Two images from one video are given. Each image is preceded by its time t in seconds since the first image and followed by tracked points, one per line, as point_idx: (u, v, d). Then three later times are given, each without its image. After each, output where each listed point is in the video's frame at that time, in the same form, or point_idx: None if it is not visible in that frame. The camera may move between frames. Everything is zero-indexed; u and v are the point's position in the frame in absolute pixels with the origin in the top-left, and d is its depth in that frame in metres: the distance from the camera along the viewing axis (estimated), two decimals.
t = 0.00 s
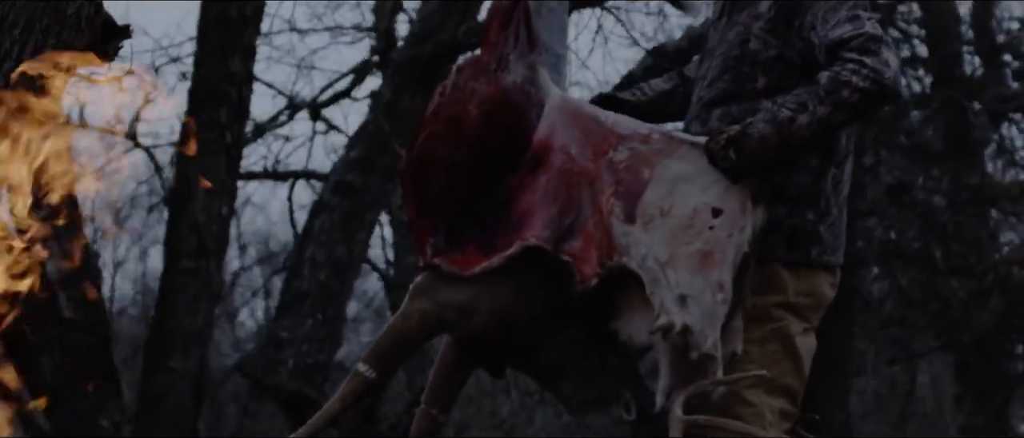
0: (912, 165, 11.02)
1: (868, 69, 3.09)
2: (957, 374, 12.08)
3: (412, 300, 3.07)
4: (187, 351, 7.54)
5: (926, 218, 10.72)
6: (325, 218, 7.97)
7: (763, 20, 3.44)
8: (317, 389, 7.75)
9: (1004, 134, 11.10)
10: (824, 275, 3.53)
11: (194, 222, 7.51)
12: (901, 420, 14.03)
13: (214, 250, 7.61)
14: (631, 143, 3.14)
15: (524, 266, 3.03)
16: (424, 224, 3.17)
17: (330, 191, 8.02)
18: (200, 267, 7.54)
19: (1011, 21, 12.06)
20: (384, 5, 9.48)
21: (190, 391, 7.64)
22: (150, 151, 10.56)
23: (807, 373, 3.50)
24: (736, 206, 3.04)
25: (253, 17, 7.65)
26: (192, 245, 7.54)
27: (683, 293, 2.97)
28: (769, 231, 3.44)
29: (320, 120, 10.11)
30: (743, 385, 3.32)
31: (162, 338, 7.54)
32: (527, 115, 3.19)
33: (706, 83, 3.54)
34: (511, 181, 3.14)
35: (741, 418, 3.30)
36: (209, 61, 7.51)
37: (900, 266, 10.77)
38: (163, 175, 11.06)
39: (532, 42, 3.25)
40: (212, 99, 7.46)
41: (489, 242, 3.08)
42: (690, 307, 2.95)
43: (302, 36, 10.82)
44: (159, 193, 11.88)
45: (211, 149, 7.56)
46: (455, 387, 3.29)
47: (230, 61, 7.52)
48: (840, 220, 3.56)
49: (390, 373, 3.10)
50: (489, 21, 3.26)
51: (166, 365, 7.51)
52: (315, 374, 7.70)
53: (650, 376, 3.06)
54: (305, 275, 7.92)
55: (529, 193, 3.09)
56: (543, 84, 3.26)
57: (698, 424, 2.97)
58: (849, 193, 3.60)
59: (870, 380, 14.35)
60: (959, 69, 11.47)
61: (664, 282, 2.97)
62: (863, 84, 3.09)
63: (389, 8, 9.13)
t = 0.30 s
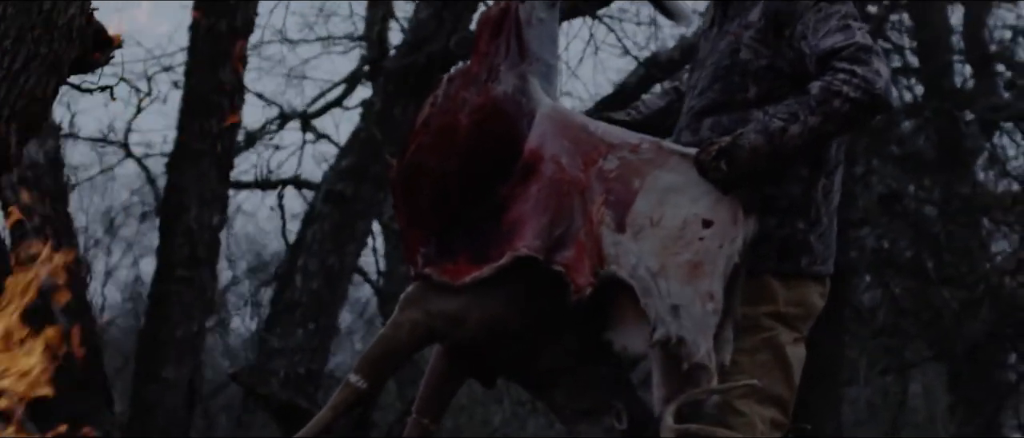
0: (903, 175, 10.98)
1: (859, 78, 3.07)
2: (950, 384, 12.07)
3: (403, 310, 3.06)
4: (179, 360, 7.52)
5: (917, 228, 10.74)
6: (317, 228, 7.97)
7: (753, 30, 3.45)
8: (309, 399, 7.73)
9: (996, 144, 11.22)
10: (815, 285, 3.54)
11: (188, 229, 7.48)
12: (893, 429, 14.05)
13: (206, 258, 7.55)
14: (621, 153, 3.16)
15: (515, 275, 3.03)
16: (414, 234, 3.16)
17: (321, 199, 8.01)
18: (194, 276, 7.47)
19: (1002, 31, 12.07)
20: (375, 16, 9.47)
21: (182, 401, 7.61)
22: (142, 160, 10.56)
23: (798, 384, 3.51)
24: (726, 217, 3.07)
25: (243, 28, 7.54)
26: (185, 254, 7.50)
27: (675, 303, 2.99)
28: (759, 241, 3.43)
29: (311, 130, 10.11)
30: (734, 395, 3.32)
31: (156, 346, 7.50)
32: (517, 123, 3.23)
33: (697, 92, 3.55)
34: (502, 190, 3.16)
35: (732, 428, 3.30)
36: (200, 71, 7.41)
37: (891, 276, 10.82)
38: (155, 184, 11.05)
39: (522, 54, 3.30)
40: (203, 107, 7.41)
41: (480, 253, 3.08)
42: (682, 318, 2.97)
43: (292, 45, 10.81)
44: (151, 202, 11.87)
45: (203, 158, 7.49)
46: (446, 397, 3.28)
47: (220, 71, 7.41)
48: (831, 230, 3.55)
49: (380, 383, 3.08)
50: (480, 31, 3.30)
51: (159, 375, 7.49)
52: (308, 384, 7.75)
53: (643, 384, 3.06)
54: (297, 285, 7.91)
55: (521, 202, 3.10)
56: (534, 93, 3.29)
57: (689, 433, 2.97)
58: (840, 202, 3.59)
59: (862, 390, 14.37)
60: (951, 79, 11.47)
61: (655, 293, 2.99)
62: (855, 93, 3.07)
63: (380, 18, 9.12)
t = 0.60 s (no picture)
0: (898, 185, 10.93)
1: (847, 94, 3.10)
2: (944, 394, 12.06)
3: (396, 320, 3.06)
4: (174, 370, 7.48)
5: (911, 239, 10.60)
6: (310, 238, 7.97)
7: (744, 40, 3.45)
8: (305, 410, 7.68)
9: (991, 155, 10.99)
10: (808, 294, 3.52)
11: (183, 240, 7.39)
12: None
13: (200, 268, 7.48)
14: (612, 168, 3.14)
15: (508, 285, 3.03)
16: (409, 243, 3.19)
17: (316, 209, 8.03)
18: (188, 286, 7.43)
19: (996, 43, 12.10)
20: (371, 26, 9.47)
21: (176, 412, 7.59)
22: (137, 170, 10.56)
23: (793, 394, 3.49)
24: (713, 237, 3.08)
25: (239, 38, 7.54)
26: (179, 262, 7.44)
27: (666, 321, 2.99)
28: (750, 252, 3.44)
29: (306, 139, 10.11)
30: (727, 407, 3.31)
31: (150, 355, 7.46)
32: (512, 134, 3.22)
33: (689, 103, 3.56)
34: (496, 199, 3.17)
35: None
36: (196, 82, 7.40)
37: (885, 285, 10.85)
38: (150, 195, 11.05)
39: (517, 63, 3.29)
40: (199, 117, 7.41)
41: (473, 264, 3.09)
42: (675, 335, 2.98)
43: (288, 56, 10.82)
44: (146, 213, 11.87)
45: (197, 168, 7.43)
46: (440, 405, 3.29)
47: (217, 82, 7.41)
48: (824, 240, 3.55)
49: (372, 392, 3.07)
50: (474, 43, 3.32)
51: (153, 385, 7.45)
52: (302, 393, 7.70)
53: (637, 395, 3.06)
54: (291, 295, 7.91)
55: (514, 212, 3.11)
56: (528, 103, 3.27)
57: None
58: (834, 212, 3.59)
59: (856, 400, 14.39)
60: (944, 89, 11.48)
61: (647, 310, 2.98)
62: (843, 109, 3.09)
63: (375, 29, 9.14)
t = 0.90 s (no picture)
0: (894, 194, 10.92)
1: (828, 116, 3.15)
2: (939, 404, 12.06)
3: (390, 330, 3.11)
4: (169, 379, 7.46)
5: (906, 250, 10.72)
6: (307, 246, 7.97)
7: (733, 52, 3.46)
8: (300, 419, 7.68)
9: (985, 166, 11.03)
10: (800, 306, 3.50)
11: (178, 250, 7.33)
12: None
13: (196, 277, 7.42)
14: (597, 186, 3.21)
15: (500, 298, 3.06)
16: (403, 254, 3.19)
17: (310, 219, 8.02)
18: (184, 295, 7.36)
19: (991, 53, 12.11)
20: (366, 36, 9.45)
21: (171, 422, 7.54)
22: (134, 180, 10.56)
23: (787, 403, 3.49)
24: (694, 265, 3.13)
25: (235, 47, 7.39)
26: (175, 272, 7.36)
27: (650, 344, 3.03)
28: (740, 265, 3.41)
29: (302, 149, 10.11)
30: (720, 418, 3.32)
31: (149, 364, 7.40)
32: (506, 145, 3.19)
33: (682, 114, 3.57)
34: (488, 210, 3.17)
35: None
36: (191, 91, 7.28)
37: (881, 295, 10.85)
38: (147, 204, 11.06)
39: (511, 74, 3.27)
40: (194, 125, 7.29)
41: (467, 275, 3.10)
42: (659, 358, 3.02)
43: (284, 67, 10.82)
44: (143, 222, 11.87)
45: (194, 179, 7.38)
46: (435, 416, 3.32)
47: (212, 90, 7.27)
48: (817, 251, 3.53)
49: (368, 401, 3.15)
50: (469, 52, 3.29)
51: (148, 394, 7.41)
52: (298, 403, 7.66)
53: (631, 405, 3.05)
54: (287, 305, 7.90)
55: (507, 224, 3.12)
56: (522, 113, 3.26)
57: None
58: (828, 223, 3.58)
59: (852, 410, 14.40)
60: (941, 99, 11.47)
61: (632, 333, 3.03)
62: (825, 131, 3.15)
63: (371, 39, 9.15)
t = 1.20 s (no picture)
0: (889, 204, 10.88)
1: (806, 138, 3.09)
2: (936, 412, 12.04)
3: (384, 340, 3.10)
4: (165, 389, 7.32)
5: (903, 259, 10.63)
6: (303, 256, 7.96)
7: (721, 64, 3.43)
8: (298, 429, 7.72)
9: (982, 175, 11.00)
10: (794, 316, 3.47)
11: (174, 260, 7.23)
12: None
13: (192, 287, 7.31)
14: (580, 205, 3.16)
15: (494, 309, 3.06)
16: (398, 264, 3.22)
17: (307, 229, 8.01)
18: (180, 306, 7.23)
19: (987, 61, 12.11)
20: (361, 46, 9.44)
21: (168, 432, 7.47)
22: (130, 190, 10.56)
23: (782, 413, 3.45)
24: (672, 293, 3.08)
25: (231, 56, 7.32)
26: (170, 283, 7.25)
27: (626, 370, 2.98)
28: (733, 274, 3.39)
29: (298, 159, 10.11)
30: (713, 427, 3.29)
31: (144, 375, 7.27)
32: (499, 154, 3.24)
33: (674, 125, 3.54)
34: (482, 219, 3.20)
35: None
36: (188, 100, 7.22)
37: (878, 305, 10.85)
38: (143, 214, 11.05)
39: (504, 84, 3.31)
40: (191, 137, 7.24)
41: (461, 285, 3.12)
42: (635, 384, 2.97)
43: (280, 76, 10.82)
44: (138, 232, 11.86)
45: (189, 188, 7.29)
46: (431, 426, 3.34)
47: (208, 100, 7.22)
48: (810, 263, 3.50)
49: (364, 411, 3.10)
50: (462, 61, 3.34)
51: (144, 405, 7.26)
52: (295, 412, 7.74)
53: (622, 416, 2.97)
54: (282, 314, 7.88)
55: (501, 234, 3.14)
56: (516, 124, 3.29)
57: None
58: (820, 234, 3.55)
59: (848, 420, 14.40)
60: (937, 108, 11.46)
61: (608, 356, 2.98)
62: (802, 153, 3.09)
63: (366, 48, 9.15)
